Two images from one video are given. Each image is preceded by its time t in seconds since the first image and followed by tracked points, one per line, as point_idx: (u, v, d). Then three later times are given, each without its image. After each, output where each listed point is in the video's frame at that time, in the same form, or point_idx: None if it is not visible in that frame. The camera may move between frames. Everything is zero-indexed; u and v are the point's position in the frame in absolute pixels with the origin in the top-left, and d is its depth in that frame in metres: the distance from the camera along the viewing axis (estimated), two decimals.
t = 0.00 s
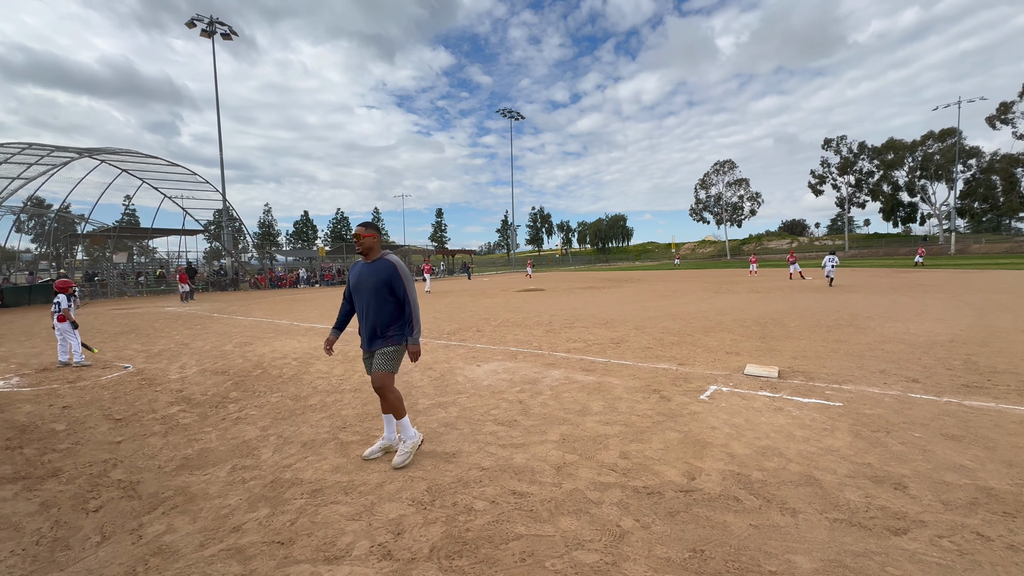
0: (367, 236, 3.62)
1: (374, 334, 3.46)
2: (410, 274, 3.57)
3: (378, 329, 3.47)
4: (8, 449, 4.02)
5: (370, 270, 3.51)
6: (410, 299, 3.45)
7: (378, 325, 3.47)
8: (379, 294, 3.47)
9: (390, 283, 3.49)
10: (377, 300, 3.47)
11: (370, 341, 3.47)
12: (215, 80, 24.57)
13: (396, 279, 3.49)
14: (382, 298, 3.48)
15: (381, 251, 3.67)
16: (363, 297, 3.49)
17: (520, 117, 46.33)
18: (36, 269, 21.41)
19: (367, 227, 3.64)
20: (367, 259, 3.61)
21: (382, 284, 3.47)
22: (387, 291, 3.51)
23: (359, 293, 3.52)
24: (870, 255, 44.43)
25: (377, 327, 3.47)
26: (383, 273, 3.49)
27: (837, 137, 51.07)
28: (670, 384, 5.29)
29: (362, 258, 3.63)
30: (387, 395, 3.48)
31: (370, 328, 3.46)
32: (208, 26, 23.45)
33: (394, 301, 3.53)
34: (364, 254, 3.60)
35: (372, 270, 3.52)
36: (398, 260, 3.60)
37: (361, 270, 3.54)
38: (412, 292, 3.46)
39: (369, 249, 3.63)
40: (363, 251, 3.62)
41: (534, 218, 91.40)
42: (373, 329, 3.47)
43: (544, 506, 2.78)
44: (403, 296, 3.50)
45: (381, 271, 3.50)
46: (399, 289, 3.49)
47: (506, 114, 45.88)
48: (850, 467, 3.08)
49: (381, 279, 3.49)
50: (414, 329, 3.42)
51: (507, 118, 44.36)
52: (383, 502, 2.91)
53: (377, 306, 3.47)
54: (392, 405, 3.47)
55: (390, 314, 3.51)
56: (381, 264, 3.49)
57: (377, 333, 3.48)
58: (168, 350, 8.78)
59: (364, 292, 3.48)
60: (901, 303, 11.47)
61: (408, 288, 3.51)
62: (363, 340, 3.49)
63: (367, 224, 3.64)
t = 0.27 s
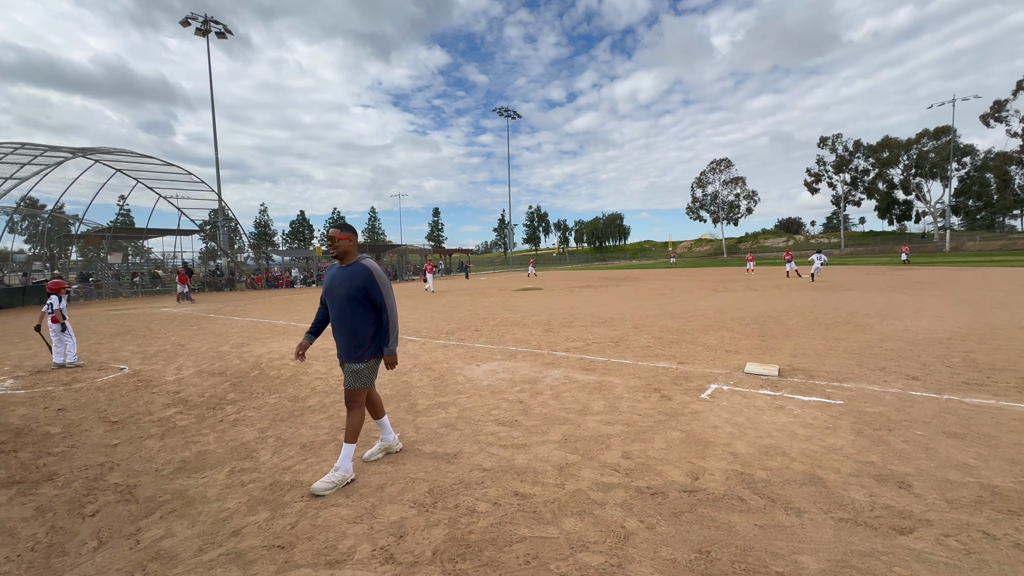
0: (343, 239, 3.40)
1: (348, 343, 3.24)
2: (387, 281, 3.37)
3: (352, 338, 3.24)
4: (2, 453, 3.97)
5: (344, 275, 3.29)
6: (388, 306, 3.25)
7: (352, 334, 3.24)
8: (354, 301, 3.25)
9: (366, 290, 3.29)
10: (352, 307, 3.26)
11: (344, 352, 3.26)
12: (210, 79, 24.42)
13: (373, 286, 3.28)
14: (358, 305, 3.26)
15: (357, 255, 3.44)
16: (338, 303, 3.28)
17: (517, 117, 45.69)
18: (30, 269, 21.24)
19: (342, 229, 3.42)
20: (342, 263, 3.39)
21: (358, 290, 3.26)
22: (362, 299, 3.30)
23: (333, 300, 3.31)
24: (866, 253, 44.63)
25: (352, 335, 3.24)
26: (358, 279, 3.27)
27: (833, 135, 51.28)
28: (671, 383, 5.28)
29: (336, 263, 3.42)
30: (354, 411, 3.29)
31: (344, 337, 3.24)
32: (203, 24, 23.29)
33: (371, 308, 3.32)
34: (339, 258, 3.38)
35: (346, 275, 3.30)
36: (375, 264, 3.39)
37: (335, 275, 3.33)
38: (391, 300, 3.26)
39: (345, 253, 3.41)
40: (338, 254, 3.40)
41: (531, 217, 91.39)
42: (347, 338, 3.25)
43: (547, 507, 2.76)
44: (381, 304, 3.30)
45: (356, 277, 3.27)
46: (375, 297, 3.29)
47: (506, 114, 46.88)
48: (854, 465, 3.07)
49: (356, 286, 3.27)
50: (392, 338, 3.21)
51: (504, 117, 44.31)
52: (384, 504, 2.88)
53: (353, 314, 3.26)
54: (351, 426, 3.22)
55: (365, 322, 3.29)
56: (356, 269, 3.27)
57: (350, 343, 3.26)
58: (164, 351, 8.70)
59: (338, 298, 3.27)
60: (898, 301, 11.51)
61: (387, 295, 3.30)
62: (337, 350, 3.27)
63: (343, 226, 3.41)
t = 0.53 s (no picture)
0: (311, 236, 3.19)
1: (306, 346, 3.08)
2: (348, 281, 3.06)
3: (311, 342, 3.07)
4: None
5: (306, 276, 3.11)
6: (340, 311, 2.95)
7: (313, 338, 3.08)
8: (312, 303, 3.06)
9: (324, 291, 3.04)
10: (310, 309, 3.07)
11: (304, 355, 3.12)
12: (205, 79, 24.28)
13: (330, 287, 3.01)
14: (315, 309, 3.06)
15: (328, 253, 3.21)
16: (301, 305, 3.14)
17: (515, 116, 45.22)
18: (24, 271, 21.07)
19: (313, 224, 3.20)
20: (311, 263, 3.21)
21: (315, 292, 3.04)
22: (322, 300, 3.06)
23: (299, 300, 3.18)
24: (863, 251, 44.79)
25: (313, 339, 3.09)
26: (317, 278, 3.04)
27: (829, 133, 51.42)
28: (669, 382, 5.26)
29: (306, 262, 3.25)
30: (335, 418, 3.13)
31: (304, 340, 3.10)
32: (197, 23, 23.13)
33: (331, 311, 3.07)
34: (309, 256, 3.20)
35: (308, 275, 3.10)
36: (340, 264, 3.10)
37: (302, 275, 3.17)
38: (344, 304, 2.95)
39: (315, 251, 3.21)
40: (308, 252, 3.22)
41: (528, 216, 91.34)
42: (310, 342, 3.11)
43: (546, 508, 2.73)
44: (337, 307, 3.00)
45: (314, 278, 3.06)
46: (332, 300, 3.01)
47: (501, 111, 44.35)
48: (853, 463, 3.06)
49: (314, 286, 3.04)
50: (338, 347, 2.92)
51: (501, 116, 44.21)
52: (381, 506, 2.85)
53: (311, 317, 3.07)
54: (336, 432, 3.10)
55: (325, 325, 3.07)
56: (312, 269, 3.04)
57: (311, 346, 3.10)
58: (160, 352, 8.64)
59: (301, 300, 3.12)
60: (895, 298, 11.53)
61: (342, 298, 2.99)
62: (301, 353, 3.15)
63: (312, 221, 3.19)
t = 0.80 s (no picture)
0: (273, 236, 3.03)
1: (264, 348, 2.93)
2: (309, 281, 2.88)
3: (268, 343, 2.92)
4: None
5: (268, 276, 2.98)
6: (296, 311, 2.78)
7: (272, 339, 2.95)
8: (270, 303, 2.91)
9: (282, 290, 2.88)
10: (268, 310, 2.92)
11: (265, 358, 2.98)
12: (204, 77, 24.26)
13: (288, 287, 2.85)
14: (273, 309, 2.91)
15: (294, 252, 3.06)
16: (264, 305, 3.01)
17: (515, 113, 44.89)
18: (26, 270, 21.08)
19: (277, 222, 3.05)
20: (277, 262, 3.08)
21: (274, 292, 2.89)
22: (281, 300, 2.90)
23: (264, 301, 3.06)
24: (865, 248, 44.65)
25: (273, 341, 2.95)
26: (276, 278, 2.89)
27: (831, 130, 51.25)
28: (669, 379, 5.25)
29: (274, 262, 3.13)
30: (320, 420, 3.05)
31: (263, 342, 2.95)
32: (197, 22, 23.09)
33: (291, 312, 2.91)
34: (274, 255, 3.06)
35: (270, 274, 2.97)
36: (302, 263, 2.95)
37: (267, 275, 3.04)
38: (298, 304, 2.77)
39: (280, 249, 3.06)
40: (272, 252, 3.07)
41: (529, 214, 91.28)
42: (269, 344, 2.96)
43: (543, 506, 2.72)
44: (293, 307, 2.84)
45: (272, 277, 2.91)
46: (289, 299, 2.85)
47: (501, 110, 44.31)
48: (854, 461, 3.04)
49: (272, 285, 2.90)
50: (284, 349, 2.72)
51: (502, 114, 44.23)
52: (378, 505, 2.84)
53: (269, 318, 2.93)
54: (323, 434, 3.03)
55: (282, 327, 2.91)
56: (269, 268, 2.87)
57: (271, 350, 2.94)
58: (160, 350, 8.64)
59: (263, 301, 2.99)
60: (896, 295, 11.49)
61: (299, 297, 2.82)
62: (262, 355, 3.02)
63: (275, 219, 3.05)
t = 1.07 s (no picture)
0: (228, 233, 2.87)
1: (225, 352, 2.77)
2: (276, 278, 2.79)
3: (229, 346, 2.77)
4: None
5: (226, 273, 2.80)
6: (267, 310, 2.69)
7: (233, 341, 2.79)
8: (230, 304, 2.75)
9: (246, 289, 2.75)
10: (228, 311, 2.76)
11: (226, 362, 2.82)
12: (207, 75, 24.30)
13: (253, 285, 2.73)
14: (234, 309, 2.75)
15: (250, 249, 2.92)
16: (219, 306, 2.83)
17: (517, 110, 44.21)
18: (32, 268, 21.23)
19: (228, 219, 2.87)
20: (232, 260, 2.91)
21: (235, 291, 2.74)
22: (244, 299, 2.76)
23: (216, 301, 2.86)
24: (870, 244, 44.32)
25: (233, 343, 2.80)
26: (238, 276, 2.75)
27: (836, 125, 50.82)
28: (669, 376, 5.22)
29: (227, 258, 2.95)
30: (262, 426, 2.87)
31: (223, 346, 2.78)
32: (199, 20, 23.11)
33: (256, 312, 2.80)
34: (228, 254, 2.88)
35: (227, 273, 2.80)
36: (264, 260, 2.84)
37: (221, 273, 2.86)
38: (269, 303, 2.69)
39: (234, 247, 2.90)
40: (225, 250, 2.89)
41: (532, 211, 91.13)
42: (230, 347, 2.81)
43: (540, 502, 2.71)
44: (261, 305, 2.73)
45: (231, 275, 2.75)
46: (255, 298, 2.74)
47: (506, 106, 43.87)
48: (853, 458, 3.01)
49: (233, 285, 2.75)
50: (263, 350, 2.66)
51: (504, 110, 44.18)
52: (374, 501, 2.84)
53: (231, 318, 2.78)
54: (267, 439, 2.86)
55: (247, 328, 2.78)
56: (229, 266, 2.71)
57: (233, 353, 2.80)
58: (163, 348, 8.68)
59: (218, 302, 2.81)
60: (901, 291, 11.39)
61: (269, 296, 2.72)
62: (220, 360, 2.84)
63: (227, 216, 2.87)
